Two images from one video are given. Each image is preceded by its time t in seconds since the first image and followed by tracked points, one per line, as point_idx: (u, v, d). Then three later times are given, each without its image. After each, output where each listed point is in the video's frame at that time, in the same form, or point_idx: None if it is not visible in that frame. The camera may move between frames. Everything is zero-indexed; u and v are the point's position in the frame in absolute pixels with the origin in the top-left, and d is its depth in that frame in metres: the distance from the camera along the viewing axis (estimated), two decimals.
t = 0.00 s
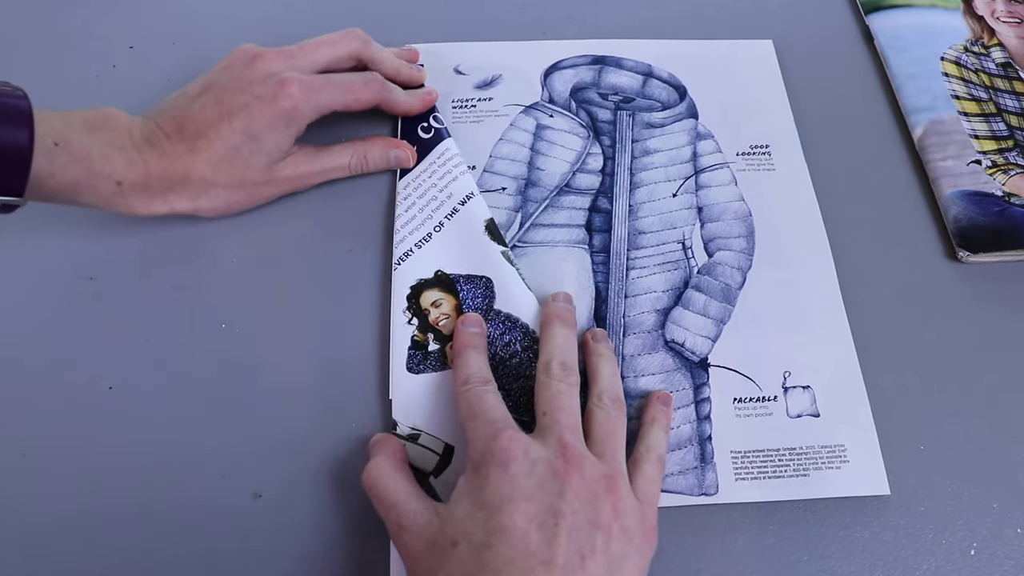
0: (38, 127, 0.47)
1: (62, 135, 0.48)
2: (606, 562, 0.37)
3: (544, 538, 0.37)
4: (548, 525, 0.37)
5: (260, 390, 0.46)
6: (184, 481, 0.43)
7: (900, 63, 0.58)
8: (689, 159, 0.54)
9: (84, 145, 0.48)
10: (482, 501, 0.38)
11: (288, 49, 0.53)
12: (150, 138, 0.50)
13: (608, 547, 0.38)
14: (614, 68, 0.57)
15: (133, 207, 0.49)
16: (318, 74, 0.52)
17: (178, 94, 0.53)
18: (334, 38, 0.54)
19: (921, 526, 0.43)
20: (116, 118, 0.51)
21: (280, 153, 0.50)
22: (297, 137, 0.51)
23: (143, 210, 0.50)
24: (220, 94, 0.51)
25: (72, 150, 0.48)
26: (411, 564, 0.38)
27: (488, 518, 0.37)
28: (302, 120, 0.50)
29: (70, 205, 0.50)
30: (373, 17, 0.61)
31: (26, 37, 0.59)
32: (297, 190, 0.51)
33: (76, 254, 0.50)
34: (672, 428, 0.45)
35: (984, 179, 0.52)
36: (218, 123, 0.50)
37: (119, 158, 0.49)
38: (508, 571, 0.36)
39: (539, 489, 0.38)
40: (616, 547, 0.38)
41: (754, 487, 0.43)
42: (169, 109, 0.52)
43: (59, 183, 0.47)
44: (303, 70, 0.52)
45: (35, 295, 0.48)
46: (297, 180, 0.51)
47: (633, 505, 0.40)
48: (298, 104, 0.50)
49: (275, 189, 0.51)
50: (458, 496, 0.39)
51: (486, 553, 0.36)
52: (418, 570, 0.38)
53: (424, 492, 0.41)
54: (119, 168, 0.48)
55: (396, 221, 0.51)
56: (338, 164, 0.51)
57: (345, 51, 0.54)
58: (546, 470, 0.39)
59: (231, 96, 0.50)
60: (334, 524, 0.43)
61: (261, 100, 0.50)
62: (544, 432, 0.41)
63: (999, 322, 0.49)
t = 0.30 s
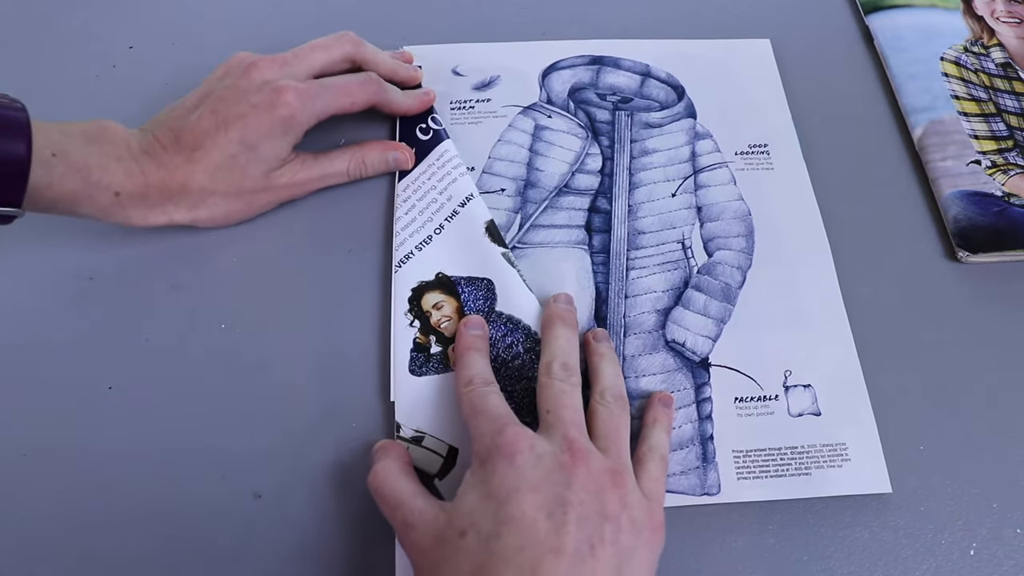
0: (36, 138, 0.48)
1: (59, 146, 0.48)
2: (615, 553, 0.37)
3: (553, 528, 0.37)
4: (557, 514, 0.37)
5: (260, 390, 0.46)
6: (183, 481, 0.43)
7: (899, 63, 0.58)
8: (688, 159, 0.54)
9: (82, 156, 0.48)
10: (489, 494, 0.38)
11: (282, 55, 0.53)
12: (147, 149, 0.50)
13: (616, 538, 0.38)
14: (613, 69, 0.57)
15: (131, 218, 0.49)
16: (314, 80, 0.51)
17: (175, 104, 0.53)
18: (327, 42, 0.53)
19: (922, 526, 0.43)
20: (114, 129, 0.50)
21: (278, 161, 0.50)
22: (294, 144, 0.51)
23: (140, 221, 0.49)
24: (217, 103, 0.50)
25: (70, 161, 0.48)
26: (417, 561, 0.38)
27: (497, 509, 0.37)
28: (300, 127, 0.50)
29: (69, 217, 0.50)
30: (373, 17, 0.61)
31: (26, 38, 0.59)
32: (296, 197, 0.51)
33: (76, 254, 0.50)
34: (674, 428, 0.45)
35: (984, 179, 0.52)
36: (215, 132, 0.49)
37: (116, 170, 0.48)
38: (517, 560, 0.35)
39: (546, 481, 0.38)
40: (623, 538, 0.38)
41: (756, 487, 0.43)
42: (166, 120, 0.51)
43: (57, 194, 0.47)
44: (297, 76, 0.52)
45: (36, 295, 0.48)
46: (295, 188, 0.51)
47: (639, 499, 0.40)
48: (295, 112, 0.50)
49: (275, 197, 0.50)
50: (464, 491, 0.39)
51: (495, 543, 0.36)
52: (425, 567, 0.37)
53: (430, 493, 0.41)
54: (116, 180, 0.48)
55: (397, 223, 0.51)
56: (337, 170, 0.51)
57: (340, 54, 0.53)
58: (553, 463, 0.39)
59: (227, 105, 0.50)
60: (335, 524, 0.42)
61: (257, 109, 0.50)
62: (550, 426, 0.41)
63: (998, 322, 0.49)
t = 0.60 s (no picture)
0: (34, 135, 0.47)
1: (58, 142, 0.48)
2: (614, 559, 0.37)
3: (554, 533, 0.37)
4: (559, 520, 0.37)
5: (261, 390, 0.46)
6: (183, 481, 0.43)
7: (899, 63, 0.58)
8: (687, 159, 0.54)
9: (82, 153, 0.48)
10: (491, 497, 0.38)
11: (286, 55, 0.53)
12: (148, 145, 0.50)
13: (616, 545, 0.38)
14: (612, 69, 0.57)
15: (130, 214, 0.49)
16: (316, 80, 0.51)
17: (176, 99, 0.53)
18: (331, 42, 0.54)
19: (921, 526, 0.43)
20: (115, 125, 0.51)
21: (279, 161, 0.50)
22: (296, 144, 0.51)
23: (139, 217, 0.50)
24: (218, 100, 0.51)
25: (69, 158, 0.48)
26: (419, 563, 0.38)
27: (499, 512, 0.37)
28: (301, 127, 0.50)
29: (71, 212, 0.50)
30: (373, 17, 0.61)
31: (26, 38, 0.59)
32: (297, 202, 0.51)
33: (76, 254, 0.50)
34: (674, 428, 0.45)
35: (984, 179, 0.52)
36: (216, 130, 0.50)
37: (116, 166, 0.49)
38: (519, 564, 0.36)
39: (548, 486, 0.38)
40: (623, 545, 0.38)
41: (755, 487, 0.44)
42: (167, 115, 0.52)
43: (56, 190, 0.47)
44: (301, 77, 0.52)
45: (36, 295, 0.48)
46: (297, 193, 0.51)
47: (639, 506, 0.40)
48: (297, 112, 0.50)
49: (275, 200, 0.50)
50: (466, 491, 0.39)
51: (496, 546, 0.36)
52: (427, 568, 0.37)
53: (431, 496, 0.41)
54: (116, 176, 0.48)
55: (397, 223, 0.51)
56: (338, 174, 0.51)
57: (343, 53, 0.54)
58: (554, 468, 0.39)
59: (229, 103, 0.50)
60: (335, 525, 0.42)
61: (259, 107, 0.50)
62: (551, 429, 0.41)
63: (998, 322, 0.49)
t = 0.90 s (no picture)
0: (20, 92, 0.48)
1: (45, 105, 0.48)
2: (608, 453, 0.35)
3: (546, 431, 0.34)
4: (552, 406, 0.35)
5: (259, 389, 0.46)
6: (182, 481, 0.43)
7: (899, 63, 0.58)
8: (688, 159, 0.54)
9: (68, 119, 0.49)
10: (484, 377, 0.36)
11: (304, 50, 0.53)
12: (142, 118, 0.50)
13: (611, 439, 0.36)
14: (613, 69, 0.57)
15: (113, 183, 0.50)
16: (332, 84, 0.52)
17: (183, 74, 0.53)
18: (349, 39, 0.54)
19: (922, 526, 0.43)
20: (108, 91, 0.51)
21: (278, 159, 0.51)
22: (299, 143, 0.52)
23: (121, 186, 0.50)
24: (230, 86, 0.51)
25: (56, 122, 0.48)
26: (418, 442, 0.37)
27: (489, 402, 0.35)
28: (307, 127, 0.52)
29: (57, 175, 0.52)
30: (373, 17, 0.61)
31: (26, 38, 0.59)
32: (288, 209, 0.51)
33: (76, 254, 0.50)
34: (675, 428, 0.45)
35: (985, 179, 0.52)
36: (220, 115, 0.50)
37: (103, 135, 0.49)
38: (505, 443, 0.34)
39: (544, 368, 0.36)
40: (617, 435, 0.36)
41: (756, 487, 0.43)
42: (169, 92, 0.52)
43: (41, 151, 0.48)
44: (316, 74, 0.53)
45: (35, 295, 0.48)
46: (294, 199, 0.50)
47: (638, 407, 0.38)
48: (309, 112, 0.51)
49: (267, 200, 0.50)
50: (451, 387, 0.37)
51: (480, 433, 0.34)
52: (425, 445, 0.36)
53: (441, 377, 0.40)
54: (101, 146, 0.49)
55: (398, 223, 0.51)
56: (336, 189, 0.51)
57: (359, 53, 0.54)
58: (552, 352, 0.37)
59: (240, 92, 0.51)
60: (334, 524, 0.42)
61: (271, 102, 0.51)
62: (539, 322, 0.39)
63: (998, 322, 0.49)
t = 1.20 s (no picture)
0: (24, 86, 0.46)
1: (49, 99, 0.47)
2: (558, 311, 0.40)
3: (503, 290, 0.39)
4: (506, 274, 0.40)
5: (259, 389, 0.46)
6: (183, 481, 0.43)
7: (900, 63, 0.58)
8: (687, 159, 0.54)
9: (71, 112, 0.47)
10: (444, 262, 0.41)
11: (303, 45, 0.53)
12: (143, 114, 0.49)
13: (561, 293, 0.41)
14: (613, 69, 0.57)
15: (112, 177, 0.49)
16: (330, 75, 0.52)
17: (183, 71, 0.53)
18: (348, 38, 0.54)
19: (921, 526, 0.43)
20: (110, 85, 0.49)
21: (277, 153, 0.51)
22: (298, 137, 0.52)
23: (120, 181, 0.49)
24: (229, 79, 0.51)
25: (57, 116, 0.47)
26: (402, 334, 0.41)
27: (451, 278, 0.40)
28: (307, 120, 0.51)
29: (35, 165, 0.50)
30: (373, 18, 0.61)
31: (26, 39, 0.59)
32: (288, 202, 0.51)
33: (76, 254, 0.50)
34: (674, 428, 0.45)
35: (985, 179, 0.52)
36: (220, 109, 0.50)
37: (106, 130, 0.48)
38: (469, 305, 0.39)
39: (495, 250, 0.42)
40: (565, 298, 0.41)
41: (755, 487, 0.43)
42: (173, 89, 0.51)
43: (41, 147, 0.47)
44: (314, 69, 0.52)
45: (36, 295, 0.48)
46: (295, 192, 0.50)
47: (584, 268, 0.43)
48: (308, 103, 0.51)
49: (269, 197, 0.50)
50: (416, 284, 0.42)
51: (446, 315, 0.39)
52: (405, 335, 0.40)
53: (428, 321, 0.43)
54: (104, 142, 0.48)
55: (397, 222, 0.51)
56: (337, 184, 0.50)
57: (358, 52, 0.54)
58: (500, 235, 0.43)
59: (239, 86, 0.51)
60: (333, 524, 0.42)
61: (270, 94, 0.50)
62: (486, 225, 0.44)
63: (998, 322, 0.49)
